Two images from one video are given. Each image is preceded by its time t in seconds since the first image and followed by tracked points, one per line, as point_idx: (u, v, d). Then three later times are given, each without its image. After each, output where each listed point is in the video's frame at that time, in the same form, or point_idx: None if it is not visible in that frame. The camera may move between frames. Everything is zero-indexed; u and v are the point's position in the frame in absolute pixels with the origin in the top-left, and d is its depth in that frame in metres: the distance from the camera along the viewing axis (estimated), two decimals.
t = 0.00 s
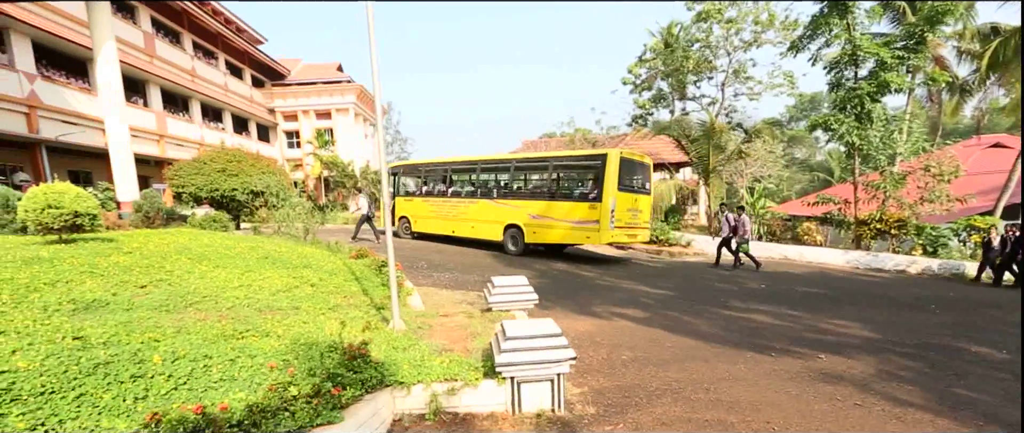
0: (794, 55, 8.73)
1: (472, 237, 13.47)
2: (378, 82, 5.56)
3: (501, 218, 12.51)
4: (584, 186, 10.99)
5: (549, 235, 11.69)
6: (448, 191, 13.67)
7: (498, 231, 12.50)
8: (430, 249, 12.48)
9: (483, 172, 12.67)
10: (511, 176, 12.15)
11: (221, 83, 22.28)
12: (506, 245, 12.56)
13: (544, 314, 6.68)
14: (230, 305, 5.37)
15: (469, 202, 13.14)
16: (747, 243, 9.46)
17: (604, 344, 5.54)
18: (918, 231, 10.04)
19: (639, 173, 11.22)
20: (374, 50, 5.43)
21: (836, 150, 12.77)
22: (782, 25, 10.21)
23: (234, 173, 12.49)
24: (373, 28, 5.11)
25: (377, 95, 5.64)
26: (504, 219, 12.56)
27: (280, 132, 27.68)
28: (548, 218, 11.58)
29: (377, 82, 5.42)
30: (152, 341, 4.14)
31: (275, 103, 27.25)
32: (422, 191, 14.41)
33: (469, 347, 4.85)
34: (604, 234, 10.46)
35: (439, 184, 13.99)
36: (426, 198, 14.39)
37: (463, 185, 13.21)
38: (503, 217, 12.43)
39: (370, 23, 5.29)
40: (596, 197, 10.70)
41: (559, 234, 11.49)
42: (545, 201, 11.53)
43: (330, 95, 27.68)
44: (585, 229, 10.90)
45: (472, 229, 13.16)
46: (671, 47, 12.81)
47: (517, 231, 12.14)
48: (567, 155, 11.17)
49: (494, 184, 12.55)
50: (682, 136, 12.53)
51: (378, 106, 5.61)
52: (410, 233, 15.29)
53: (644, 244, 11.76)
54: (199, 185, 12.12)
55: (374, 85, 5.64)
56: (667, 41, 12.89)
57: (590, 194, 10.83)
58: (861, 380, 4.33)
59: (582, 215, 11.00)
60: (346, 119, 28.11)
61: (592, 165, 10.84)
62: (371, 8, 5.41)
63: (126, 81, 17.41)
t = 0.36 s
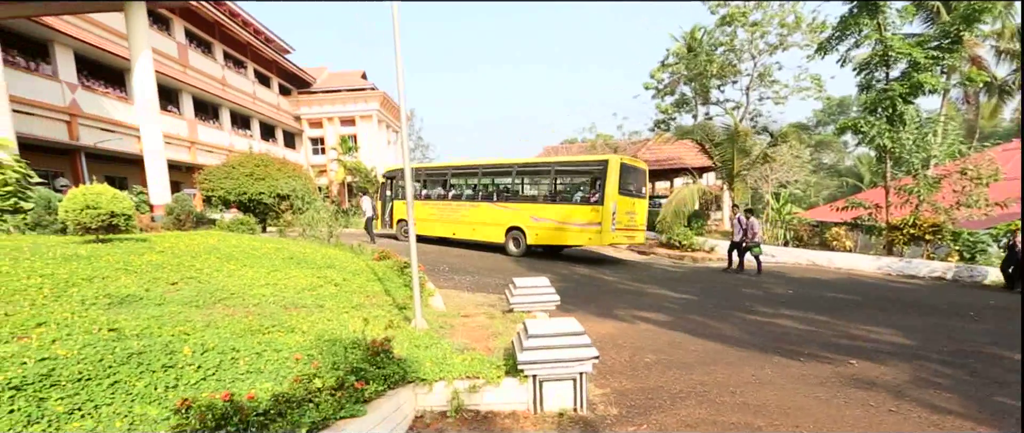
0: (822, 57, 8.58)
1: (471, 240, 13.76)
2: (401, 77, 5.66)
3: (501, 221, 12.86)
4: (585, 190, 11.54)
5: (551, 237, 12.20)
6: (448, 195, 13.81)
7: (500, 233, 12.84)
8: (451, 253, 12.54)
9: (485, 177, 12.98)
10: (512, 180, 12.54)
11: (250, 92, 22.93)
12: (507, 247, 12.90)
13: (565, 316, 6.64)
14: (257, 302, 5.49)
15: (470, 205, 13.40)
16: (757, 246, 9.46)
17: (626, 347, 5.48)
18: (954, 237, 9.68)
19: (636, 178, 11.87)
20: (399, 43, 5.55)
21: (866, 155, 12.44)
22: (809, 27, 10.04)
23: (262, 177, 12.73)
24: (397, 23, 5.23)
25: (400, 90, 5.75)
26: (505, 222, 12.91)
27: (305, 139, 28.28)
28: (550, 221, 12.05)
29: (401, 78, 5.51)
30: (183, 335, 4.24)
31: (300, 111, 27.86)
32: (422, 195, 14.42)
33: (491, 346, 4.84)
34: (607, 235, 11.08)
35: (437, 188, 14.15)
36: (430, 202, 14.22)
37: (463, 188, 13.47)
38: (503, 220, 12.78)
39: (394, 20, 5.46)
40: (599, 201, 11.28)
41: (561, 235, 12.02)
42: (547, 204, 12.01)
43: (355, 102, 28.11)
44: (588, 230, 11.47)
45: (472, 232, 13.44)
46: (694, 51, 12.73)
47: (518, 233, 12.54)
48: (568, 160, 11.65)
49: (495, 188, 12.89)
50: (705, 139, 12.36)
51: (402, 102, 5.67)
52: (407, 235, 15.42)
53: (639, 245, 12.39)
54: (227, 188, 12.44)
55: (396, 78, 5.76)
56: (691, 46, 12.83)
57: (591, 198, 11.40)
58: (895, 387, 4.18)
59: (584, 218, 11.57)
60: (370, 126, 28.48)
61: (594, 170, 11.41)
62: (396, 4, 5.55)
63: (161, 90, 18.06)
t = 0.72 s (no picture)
0: (849, 60, 8.40)
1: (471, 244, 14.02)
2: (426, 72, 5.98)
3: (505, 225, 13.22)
4: (588, 196, 12.06)
5: (554, 241, 12.71)
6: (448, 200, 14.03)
7: (503, 237, 13.20)
8: (471, 258, 12.57)
9: (486, 182, 13.28)
10: (514, 186, 12.91)
11: (277, 101, 23.53)
12: (511, 251, 13.25)
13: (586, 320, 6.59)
14: (282, 300, 5.59)
15: (470, 210, 13.66)
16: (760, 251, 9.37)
17: (648, 351, 5.41)
18: (992, 244, 9.31)
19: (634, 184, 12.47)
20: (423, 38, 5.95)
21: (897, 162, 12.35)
22: (836, 31, 9.88)
23: (287, 182, 12.96)
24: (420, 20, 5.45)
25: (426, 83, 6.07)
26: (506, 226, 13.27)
27: (329, 147, 28.83)
28: (553, 225, 12.51)
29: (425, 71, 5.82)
30: (211, 330, 4.33)
31: (325, 119, 28.41)
32: (422, 199, 14.73)
33: (511, 347, 4.84)
34: (612, 239, 11.72)
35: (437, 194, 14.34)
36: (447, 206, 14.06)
37: (463, 194, 13.70)
38: (507, 224, 13.13)
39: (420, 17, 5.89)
40: (602, 206, 11.82)
41: (564, 239, 12.52)
42: (550, 209, 12.47)
43: (378, 110, 28.43)
44: (591, 234, 12.02)
45: (473, 236, 13.70)
46: (717, 56, 12.64)
47: (522, 237, 12.98)
48: (571, 167, 12.11)
49: (497, 193, 13.20)
50: (729, 145, 12.16)
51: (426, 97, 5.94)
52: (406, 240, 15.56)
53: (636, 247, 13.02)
54: (254, 193, 12.68)
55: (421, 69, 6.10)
56: (713, 51, 12.74)
57: (595, 203, 11.92)
58: (931, 395, 4.03)
59: (588, 222, 12.10)
60: (392, 133, 28.79)
61: (597, 176, 11.93)
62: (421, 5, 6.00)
63: (193, 100, 18.65)
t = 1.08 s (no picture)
0: (879, 60, 8.21)
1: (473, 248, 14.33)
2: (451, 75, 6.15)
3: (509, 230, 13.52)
4: (592, 201, 12.46)
5: (557, 245, 13.04)
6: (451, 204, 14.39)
7: (507, 241, 13.46)
8: (492, 263, 12.58)
9: (489, 186, 13.64)
10: (518, 190, 13.28)
11: (302, 109, 24.04)
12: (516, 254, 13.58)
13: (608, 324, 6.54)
14: (306, 299, 5.67)
15: (473, 214, 13.97)
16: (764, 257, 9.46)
17: (671, 355, 5.34)
18: None
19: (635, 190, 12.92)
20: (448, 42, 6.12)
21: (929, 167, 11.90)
22: (864, 33, 9.70)
23: (311, 187, 12.89)
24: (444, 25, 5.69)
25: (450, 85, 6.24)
26: (510, 230, 13.55)
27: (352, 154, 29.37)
28: (558, 229, 12.88)
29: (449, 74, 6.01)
30: (238, 326, 4.42)
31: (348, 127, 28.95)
32: (423, 204, 14.91)
33: (532, 348, 4.83)
34: (617, 243, 12.14)
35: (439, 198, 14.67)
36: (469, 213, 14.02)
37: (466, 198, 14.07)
38: (512, 229, 13.43)
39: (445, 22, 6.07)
40: (607, 211, 12.22)
41: (568, 243, 12.83)
42: (555, 214, 12.81)
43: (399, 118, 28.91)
44: (596, 238, 12.40)
45: (476, 240, 14.00)
46: (741, 61, 12.51)
47: (526, 241, 13.27)
48: (576, 174, 12.54)
49: (501, 198, 13.49)
50: (753, 150, 12.01)
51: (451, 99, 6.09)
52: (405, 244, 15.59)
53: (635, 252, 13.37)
54: (280, 198, 12.67)
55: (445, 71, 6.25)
56: (737, 55, 12.63)
57: (600, 208, 12.31)
58: (970, 403, 3.86)
59: (592, 227, 12.47)
60: (414, 140, 29.33)
61: (601, 182, 12.37)
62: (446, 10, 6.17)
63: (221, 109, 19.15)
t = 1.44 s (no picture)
0: (909, 63, 7.99)
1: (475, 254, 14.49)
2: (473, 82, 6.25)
3: (512, 236, 13.54)
4: (595, 209, 12.75)
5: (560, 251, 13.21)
6: (452, 211, 14.49)
7: (510, 248, 13.46)
8: (512, 271, 12.53)
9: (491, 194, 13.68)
10: (519, 197, 13.36)
11: (327, 119, 24.55)
12: (518, 261, 13.54)
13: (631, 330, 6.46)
14: (330, 302, 5.75)
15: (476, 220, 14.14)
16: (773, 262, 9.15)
17: (696, 363, 5.25)
18: None
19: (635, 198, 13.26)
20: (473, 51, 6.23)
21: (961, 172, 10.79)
22: (893, 37, 9.46)
23: (336, 195, 12.71)
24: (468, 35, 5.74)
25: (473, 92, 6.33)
26: (512, 237, 13.58)
27: (375, 163, 29.73)
28: (562, 236, 13.02)
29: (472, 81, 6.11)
30: (265, 327, 4.50)
31: (371, 137, 29.31)
32: (422, 210, 14.83)
33: (554, 353, 4.80)
34: (621, 249, 12.48)
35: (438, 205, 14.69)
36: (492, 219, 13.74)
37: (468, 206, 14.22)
38: (514, 236, 13.45)
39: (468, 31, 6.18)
40: (610, 218, 12.53)
41: (571, 249, 12.99)
42: (559, 221, 13.00)
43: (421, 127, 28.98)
44: (601, 244, 12.67)
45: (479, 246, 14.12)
46: (764, 67, 12.36)
47: (530, 247, 13.34)
48: (579, 181, 12.82)
49: (504, 205, 13.55)
50: (778, 157, 11.81)
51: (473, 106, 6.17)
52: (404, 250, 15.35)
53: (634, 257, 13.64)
54: (304, 206, 12.62)
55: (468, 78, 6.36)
56: (760, 62, 12.51)
57: (604, 215, 12.62)
58: (1012, 414, 3.69)
59: (596, 234, 12.73)
60: (435, 151, 29.10)
61: (604, 190, 12.71)
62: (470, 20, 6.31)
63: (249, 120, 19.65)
